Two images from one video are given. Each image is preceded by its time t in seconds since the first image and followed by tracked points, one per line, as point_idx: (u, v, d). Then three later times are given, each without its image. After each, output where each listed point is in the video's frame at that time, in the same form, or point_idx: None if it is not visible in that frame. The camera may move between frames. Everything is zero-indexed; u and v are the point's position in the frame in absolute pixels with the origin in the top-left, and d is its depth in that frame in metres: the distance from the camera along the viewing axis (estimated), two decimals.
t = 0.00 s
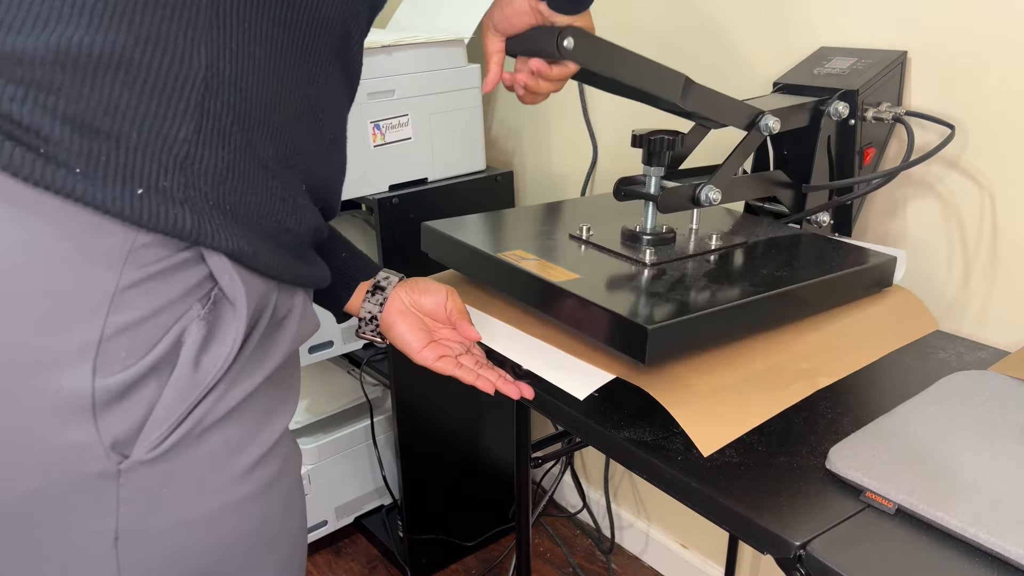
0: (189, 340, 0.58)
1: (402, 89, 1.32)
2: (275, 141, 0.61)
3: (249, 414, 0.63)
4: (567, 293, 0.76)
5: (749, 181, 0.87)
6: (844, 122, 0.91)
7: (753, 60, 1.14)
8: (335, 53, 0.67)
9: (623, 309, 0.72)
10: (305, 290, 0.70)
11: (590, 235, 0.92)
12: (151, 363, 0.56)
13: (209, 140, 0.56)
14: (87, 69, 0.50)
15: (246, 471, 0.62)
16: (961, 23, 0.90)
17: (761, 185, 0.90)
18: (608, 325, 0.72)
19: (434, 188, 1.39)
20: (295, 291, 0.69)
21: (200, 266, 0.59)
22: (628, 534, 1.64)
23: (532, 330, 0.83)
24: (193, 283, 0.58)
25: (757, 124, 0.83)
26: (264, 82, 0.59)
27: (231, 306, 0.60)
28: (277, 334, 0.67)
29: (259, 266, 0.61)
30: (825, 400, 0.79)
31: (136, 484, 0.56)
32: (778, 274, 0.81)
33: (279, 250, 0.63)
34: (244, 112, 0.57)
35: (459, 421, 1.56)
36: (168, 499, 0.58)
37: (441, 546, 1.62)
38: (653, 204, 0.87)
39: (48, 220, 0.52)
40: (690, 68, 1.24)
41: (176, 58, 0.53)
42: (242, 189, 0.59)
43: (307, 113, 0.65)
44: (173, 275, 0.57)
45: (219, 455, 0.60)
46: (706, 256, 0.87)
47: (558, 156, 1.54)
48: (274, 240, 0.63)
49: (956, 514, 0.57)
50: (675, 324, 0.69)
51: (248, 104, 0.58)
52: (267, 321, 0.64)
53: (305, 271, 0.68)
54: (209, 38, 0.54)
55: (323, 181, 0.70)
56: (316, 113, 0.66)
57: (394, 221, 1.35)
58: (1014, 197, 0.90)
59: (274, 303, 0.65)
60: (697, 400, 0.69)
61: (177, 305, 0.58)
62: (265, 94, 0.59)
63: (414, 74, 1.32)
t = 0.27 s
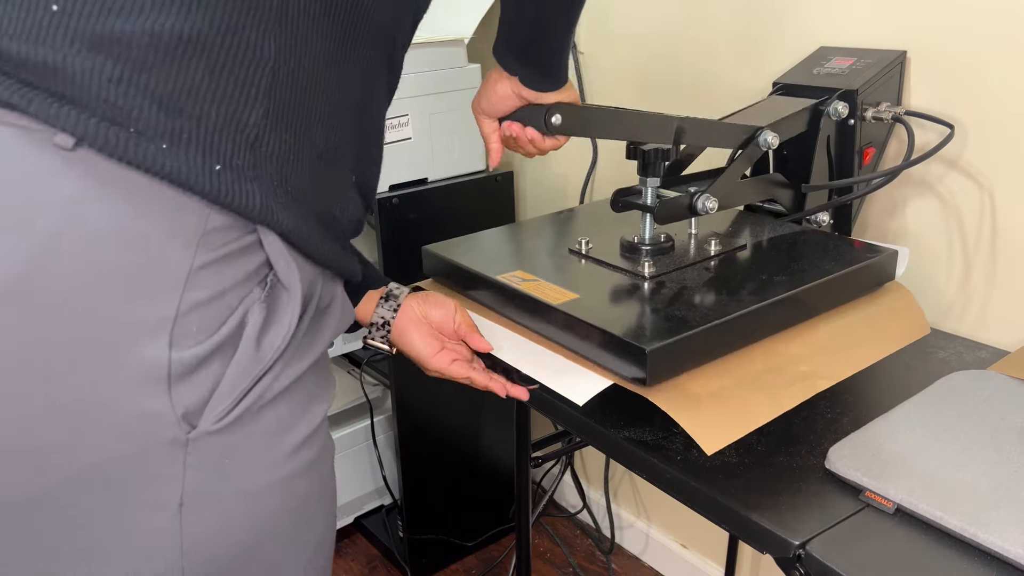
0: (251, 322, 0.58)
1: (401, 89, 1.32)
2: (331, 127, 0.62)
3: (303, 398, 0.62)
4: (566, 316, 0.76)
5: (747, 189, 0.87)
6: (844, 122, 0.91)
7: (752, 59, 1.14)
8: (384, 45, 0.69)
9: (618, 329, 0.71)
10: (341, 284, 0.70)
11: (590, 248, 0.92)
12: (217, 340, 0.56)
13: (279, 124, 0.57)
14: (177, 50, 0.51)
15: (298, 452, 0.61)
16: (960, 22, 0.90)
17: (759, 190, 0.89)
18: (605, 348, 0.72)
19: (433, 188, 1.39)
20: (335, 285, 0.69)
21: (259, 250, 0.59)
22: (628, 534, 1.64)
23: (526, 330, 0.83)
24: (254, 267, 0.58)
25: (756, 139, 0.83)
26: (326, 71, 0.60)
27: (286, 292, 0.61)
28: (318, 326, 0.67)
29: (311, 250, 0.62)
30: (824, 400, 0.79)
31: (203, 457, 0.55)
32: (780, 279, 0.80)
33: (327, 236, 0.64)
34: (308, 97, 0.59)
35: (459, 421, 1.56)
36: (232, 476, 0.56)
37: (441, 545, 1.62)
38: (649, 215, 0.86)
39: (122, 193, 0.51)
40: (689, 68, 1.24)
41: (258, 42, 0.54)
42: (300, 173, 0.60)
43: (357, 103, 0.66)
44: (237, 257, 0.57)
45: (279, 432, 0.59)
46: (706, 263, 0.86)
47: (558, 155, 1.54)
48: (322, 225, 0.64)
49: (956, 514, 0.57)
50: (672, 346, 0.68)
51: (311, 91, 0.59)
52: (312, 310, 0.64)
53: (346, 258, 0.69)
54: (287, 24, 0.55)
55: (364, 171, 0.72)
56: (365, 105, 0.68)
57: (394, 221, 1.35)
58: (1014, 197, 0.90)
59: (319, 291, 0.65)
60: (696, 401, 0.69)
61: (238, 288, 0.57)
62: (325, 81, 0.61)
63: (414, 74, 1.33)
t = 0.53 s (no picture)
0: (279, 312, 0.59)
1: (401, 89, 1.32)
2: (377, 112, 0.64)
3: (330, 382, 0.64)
4: (565, 321, 0.76)
5: (747, 191, 0.87)
6: (844, 122, 0.91)
7: (752, 59, 1.14)
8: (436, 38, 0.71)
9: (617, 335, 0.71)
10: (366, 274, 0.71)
11: (590, 251, 0.92)
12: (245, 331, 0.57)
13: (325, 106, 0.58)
14: (230, 24, 0.52)
15: (321, 443, 0.63)
16: (960, 22, 0.90)
17: (759, 192, 0.89)
18: (603, 350, 0.72)
19: (433, 188, 1.38)
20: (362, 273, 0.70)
21: (287, 240, 0.60)
22: (628, 534, 1.64)
23: (527, 333, 0.83)
24: (281, 257, 0.60)
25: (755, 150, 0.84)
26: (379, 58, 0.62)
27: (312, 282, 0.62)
28: (343, 316, 0.68)
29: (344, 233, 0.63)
30: (824, 400, 0.79)
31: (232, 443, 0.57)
32: (781, 282, 0.80)
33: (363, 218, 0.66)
34: (357, 83, 0.60)
35: (459, 421, 1.56)
36: (255, 463, 0.58)
37: (441, 545, 1.62)
38: (649, 219, 0.86)
39: (160, 179, 0.53)
40: (689, 68, 1.24)
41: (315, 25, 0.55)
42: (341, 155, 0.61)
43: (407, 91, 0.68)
44: (266, 247, 0.58)
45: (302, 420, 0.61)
46: (706, 266, 0.86)
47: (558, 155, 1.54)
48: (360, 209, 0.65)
49: (955, 514, 0.57)
50: (672, 351, 0.68)
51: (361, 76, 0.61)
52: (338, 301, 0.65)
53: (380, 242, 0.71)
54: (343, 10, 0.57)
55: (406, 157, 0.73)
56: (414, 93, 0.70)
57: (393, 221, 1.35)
58: (1014, 196, 0.90)
59: (346, 282, 0.66)
60: (696, 404, 0.69)
61: (267, 277, 0.59)
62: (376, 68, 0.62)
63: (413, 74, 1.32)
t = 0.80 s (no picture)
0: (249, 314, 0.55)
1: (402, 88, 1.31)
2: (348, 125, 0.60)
3: (307, 392, 0.60)
4: (567, 321, 0.75)
5: (749, 192, 0.87)
6: (846, 122, 0.91)
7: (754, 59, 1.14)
8: (408, 43, 0.67)
9: (619, 337, 0.71)
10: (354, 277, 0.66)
11: (591, 251, 0.92)
12: (210, 336, 0.53)
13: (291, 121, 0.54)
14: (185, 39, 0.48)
15: (299, 444, 0.58)
16: (963, 22, 0.90)
17: (761, 193, 0.89)
18: (606, 352, 0.72)
19: (433, 188, 1.38)
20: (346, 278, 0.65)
21: (258, 245, 0.56)
22: (628, 534, 1.64)
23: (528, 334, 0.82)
24: (252, 261, 0.55)
25: (759, 163, 0.85)
26: (341, 67, 0.58)
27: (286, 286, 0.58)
28: (325, 321, 0.63)
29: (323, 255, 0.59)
30: (826, 401, 0.79)
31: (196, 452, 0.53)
32: (783, 283, 0.80)
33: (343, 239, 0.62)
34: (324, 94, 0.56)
35: (460, 420, 1.56)
36: (226, 474, 0.54)
37: (441, 545, 1.61)
38: (650, 220, 0.86)
39: (117, 191, 0.49)
40: (690, 68, 1.24)
41: (271, 33, 0.51)
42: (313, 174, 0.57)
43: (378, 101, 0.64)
44: (235, 249, 0.54)
45: (279, 427, 0.57)
46: (708, 266, 0.86)
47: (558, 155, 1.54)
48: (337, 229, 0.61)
49: (959, 516, 0.57)
50: (674, 353, 0.68)
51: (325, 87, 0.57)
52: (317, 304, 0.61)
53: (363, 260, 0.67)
54: (298, 17, 0.53)
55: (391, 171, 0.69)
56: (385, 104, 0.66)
57: (394, 221, 1.35)
58: (1017, 197, 0.90)
59: (325, 288, 0.62)
60: (700, 404, 0.68)
61: (237, 280, 0.55)
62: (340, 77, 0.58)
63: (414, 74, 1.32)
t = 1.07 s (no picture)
0: (222, 364, 0.56)
1: (402, 89, 1.32)
2: (321, 152, 0.59)
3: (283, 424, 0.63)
4: (565, 319, 0.75)
5: (747, 192, 0.87)
6: (843, 122, 0.91)
7: (752, 60, 1.14)
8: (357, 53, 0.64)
9: (617, 335, 0.71)
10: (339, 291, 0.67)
11: (589, 250, 0.92)
12: (176, 392, 0.55)
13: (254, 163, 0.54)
14: (116, 118, 0.48)
15: (278, 487, 0.62)
16: (960, 23, 0.90)
17: (759, 192, 0.89)
18: (603, 350, 0.72)
19: (433, 187, 1.38)
20: (329, 296, 0.66)
21: (232, 290, 0.57)
22: (628, 534, 1.64)
23: (525, 332, 0.82)
24: (224, 309, 0.56)
25: (758, 161, 0.85)
26: (305, 97, 0.57)
27: (263, 327, 0.59)
28: (308, 344, 0.65)
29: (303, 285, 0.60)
30: (824, 400, 0.79)
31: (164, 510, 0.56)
32: (781, 281, 0.80)
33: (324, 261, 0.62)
34: (287, 130, 0.55)
35: (460, 420, 1.56)
36: (197, 526, 0.58)
37: (440, 546, 1.61)
38: (648, 218, 0.86)
39: (73, 263, 0.50)
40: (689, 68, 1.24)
41: (217, 82, 0.51)
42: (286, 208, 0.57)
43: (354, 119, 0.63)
44: (205, 302, 0.55)
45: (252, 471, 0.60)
46: (706, 265, 0.86)
47: (557, 155, 1.54)
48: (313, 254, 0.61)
49: (958, 516, 0.57)
50: (672, 350, 0.68)
51: (289, 121, 0.56)
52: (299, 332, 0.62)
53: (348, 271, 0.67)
54: (234, 72, 0.52)
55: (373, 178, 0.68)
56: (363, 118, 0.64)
57: (394, 221, 1.35)
58: (1015, 197, 0.90)
59: (306, 315, 0.63)
60: (698, 402, 0.68)
61: (209, 332, 0.56)
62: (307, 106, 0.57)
63: (413, 74, 1.33)
